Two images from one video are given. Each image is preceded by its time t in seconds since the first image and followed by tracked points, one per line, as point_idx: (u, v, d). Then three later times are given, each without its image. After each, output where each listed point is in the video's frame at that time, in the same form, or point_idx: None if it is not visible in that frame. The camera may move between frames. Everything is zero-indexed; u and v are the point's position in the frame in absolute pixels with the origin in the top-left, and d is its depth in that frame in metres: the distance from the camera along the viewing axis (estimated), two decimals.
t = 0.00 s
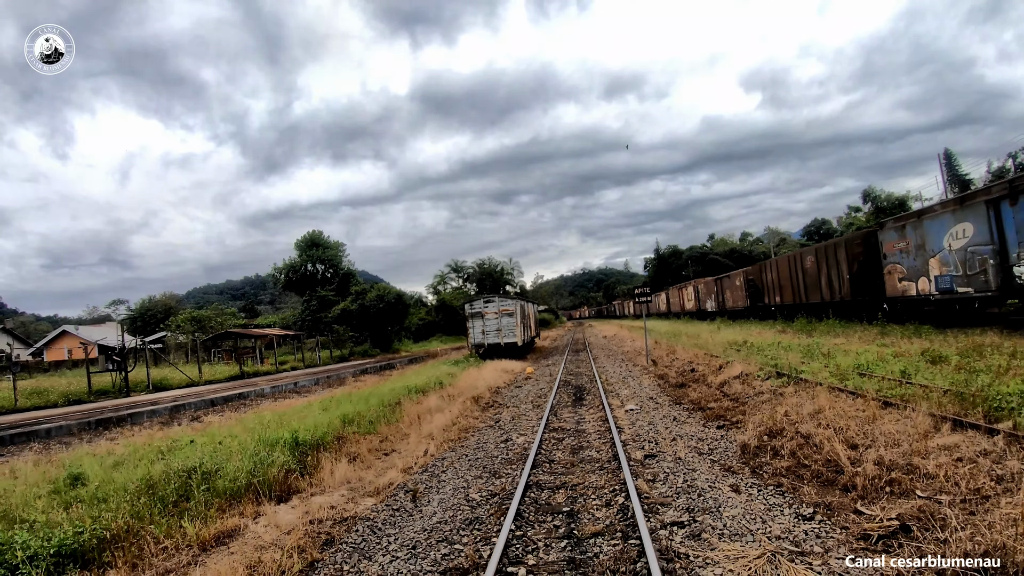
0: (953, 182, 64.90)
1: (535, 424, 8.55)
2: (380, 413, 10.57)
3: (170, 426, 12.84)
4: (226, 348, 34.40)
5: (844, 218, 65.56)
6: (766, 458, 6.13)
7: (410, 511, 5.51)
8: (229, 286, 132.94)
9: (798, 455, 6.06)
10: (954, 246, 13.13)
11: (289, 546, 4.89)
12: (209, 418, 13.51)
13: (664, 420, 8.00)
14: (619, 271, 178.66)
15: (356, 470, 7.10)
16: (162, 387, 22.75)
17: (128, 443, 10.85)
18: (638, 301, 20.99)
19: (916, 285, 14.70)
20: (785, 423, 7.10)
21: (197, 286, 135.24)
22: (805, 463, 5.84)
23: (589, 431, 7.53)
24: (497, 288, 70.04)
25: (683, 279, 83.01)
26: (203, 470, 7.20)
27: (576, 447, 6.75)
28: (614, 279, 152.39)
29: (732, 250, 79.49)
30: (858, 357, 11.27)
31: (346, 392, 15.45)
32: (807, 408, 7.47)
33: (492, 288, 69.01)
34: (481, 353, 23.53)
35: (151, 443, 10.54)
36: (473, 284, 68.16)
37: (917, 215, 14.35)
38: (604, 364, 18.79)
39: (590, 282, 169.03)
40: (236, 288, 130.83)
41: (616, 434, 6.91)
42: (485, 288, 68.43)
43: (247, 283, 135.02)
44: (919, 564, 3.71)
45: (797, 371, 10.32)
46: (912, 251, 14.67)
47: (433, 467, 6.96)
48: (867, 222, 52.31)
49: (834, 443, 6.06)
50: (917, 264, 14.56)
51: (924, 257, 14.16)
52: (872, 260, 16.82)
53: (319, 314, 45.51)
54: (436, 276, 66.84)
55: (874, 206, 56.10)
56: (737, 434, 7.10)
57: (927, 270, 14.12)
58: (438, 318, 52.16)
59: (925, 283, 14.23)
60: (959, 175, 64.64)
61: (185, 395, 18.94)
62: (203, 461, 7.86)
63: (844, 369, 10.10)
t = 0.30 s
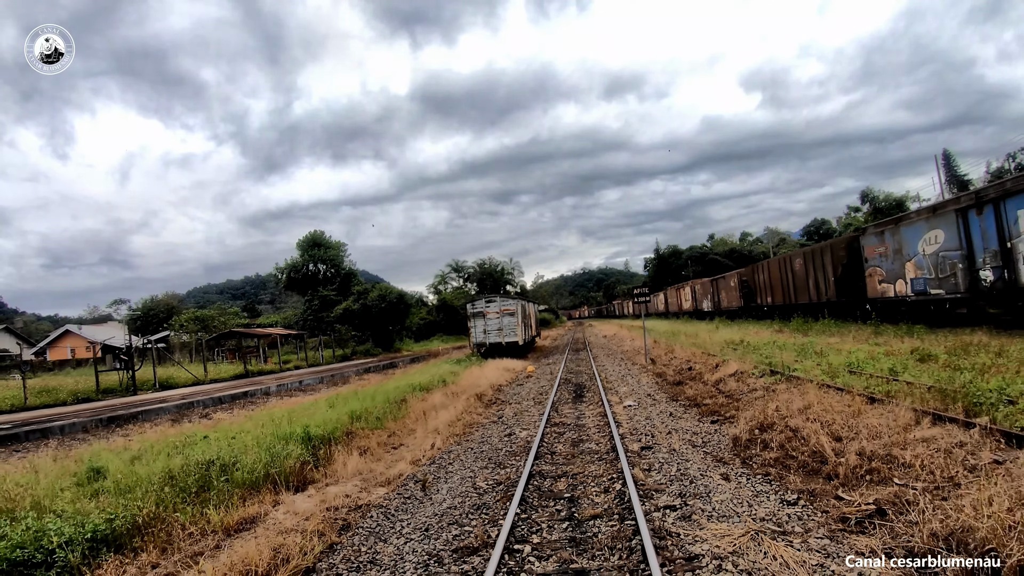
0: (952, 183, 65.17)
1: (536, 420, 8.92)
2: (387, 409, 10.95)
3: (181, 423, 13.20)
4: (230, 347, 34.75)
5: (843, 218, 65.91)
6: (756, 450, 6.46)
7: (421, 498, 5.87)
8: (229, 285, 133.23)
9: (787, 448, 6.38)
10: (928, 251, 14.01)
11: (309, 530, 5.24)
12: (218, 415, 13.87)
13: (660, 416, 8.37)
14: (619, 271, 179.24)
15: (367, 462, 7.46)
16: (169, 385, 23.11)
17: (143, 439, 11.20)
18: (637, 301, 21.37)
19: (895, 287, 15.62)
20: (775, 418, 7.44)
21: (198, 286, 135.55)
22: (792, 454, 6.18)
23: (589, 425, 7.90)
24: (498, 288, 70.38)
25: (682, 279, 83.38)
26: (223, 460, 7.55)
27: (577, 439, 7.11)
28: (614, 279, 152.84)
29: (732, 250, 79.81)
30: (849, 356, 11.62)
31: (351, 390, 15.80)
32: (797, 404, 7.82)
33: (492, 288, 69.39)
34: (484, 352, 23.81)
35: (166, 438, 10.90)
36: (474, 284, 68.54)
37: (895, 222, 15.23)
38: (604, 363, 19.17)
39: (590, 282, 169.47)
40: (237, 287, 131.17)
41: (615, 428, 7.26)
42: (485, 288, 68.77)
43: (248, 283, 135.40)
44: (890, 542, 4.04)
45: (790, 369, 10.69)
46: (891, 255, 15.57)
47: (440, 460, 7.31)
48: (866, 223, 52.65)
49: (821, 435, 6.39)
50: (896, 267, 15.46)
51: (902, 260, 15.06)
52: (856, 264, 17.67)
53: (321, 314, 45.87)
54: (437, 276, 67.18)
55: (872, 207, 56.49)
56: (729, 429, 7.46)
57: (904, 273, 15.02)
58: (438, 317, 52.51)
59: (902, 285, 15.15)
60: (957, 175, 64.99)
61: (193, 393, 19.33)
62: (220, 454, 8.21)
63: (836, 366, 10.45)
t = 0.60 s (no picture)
0: (950, 184, 65.48)
1: (538, 415, 9.28)
2: (393, 406, 11.30)
3: (191, 419, 13.54)
4: (233, 346, 35.14)
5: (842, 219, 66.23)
6: (747, 443, 6.81)
7: (431, 487, 6.23)
8: (230, 284, 133.66)
9: (776, 440, 6.73)
10: (905, 256, 14.87)
11: (327, 516, 5.59)
12: (227, 412, 14.21)
13: (657, 412, 8.73)
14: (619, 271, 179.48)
15: (377, 455, 7.81)
16: (175, 384, 23.49)
17: (155, 434, 11.55)
18: (636, 301, 21.73)
19: (876, 289, 16.54)
20: (767, 413, 7.78)
21: (199, 286, 135.91)
22: (781, 446, 6.53)
23: (588, 420, 8.27)
24: (499, 288, 70.73)
25: (682, 279, 83.74)
26: (239, 452, 7.87)
27: (577, 433, 7.47)
28: (614, 279, 153.14)
29: (732, 250, 80.13)
30: (841, 355, 11.95)
31: (356, 388, 16.15)
32: (787, 400, 8.18)
33: (493, 287, 69.76)
34: (485, 351, 24.19)
35: (179, 433, 11.25)
36: (474, 284, 68.93)
37: (876, 227, 16.11)
38: (604, 361, 19.53)
39: (590, 282, 169.83)
40: (238, 287, 131.49)
41: (613, 423, 7.62)
42: (486, 288, 69.14)
43: (249, 282, 135.83)
44: (866, 523, 4.38)
45: (783, 367, 11.06)
46: (872, 258, 16.47)
47: (447, 453, 7.67)
48: (864, 223, 52.97)
49: (808, 427, 6.74)
50: (876, 270, 16.36)
51: (881, 264, 15.96)
52: (841, 269, 18.74)
53: (323, 314, 46.24)
54: (437, 276, 67.52)
55: (870, 207, 56.83)
56: (723, 424, 7.81)
57: (884, 276, 15.93)
58: (439, 317, 52.84)
59: (882, 287, 16.05)
60: (956, 176, 65.35)
61: (200, 391, 19.68)
62: (235, 447, 8.54)
63: (827, 365, 10.79)
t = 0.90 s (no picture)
0: (948, 184, 65.85)
1: (540, 411, 9.65)
2: (398, 403, 11.65)
3: (201, 415, 13.88)
4: (237, 345, 35.50)
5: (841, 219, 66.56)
6: (738, 436, 7.17)
7: (439, 477, 6.58)
8: (231, 284, 133.95)
9: (765, 433, 7.08)
10: (884, 260, 15.78)
11: (343, 502, 5.94)
12: (235, 409, 14.54)
13: (654, 408, 9.09)
14: (619, 271, 180.00)
15: (386, 449, 8.17)
16: (181, 382, 23.85)
17: (168, 430, 11.89)
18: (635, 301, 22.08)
19: (858, 291, 17.45)
20: (758, 408, 8.14)
21: (200, 285, 136.35)
22: (770, 439, 6.88)
23: (588, 416, 8.63)
24: (499, 288, 71.15)
25: (681, 279, 84.13)
26: (254, 445, 8.18)
27: (576, 427, 7.85)
28: (614, 279, 153.56)
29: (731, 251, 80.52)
30: (834, 354, 12.27)
31: (360, 386, 16.49)
32: (778, 396, 8.55)
33: (494, 287, 70.15)
34: (486, 350, 24.58)
35: (191, 429, 11.58)
36: (475, 284, 69.33)
37: (857, 233, 17.01)
38: (603, 361, 19.88)
39: (590, 282, 170.25)
40: (239, 286, 132.12)
41: (611, 418, 7.99)
42: (486, 288, 69.52)
43: (250, 282, 136.21)
44: (843, 506, 4.71)
45: (776, 365, 11.43)
46: (854, 262, 17.37)
47: (453, 446, 8.03)
48: (862, 224, 53.31)
49: (796, 421, 7.09)
50: (858, 273, 17.25)
51: (862, 267, 16.85)
52: (827, 272, 19.55)
53: (325, 313, 46.59)
54: (438, 276, 67.92)
55: (869, 208, 57.17)
56: (716, 419, 8.16)
57: (865, 278, 16.83)
58: (439, 317, 53.17)
59: (864, 289, 16.94)
60: (954, 177, 65.76)
61: (207, 389, 20.03)
62: (249, 441, 8.87)
63: (819, 364, 11.13)
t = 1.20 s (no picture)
0: (946, 184, 66.21)
1: (541, 407, 10.01)
2: (404, 400, 12.01)
3: (210, 412, 14.23)
4: (240, 345, 35.85)
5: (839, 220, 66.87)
6: (730, 431, 7.51)
7: (446, 469, 6.92)
8: (232, 284, 134.41)
9: (756, 427, 7.43)
10: (865, 263, 16.80)
11: (357, 491, 6.29)
12: (243, 406, 14.90)
13: (652, 403, 9.46)
14: (618, 271, 180.23)
15: (395, 443, 8.53)
16: (187, 382, 24.23)
17: (180, 425, 12.23)
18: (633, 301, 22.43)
19: (843, 292, 18.43)
20: (751, 404, 8.49)
21: (201, 285, 136.61)
22: (761, 432, 7.23)
23: (587, 411, 9.00)
24: (499, 288, 71.44)
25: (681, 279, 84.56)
26: (268, 440, 8.49)
27: (577, 422, 8.19)
28: (613, 279, 153.94)
29: (730, 251, 80.85)
30: (827, 352, 12.59)
31: (365, 384, 16.84)
32: (770, 392, 8.91)
33: (494, 287, 70.50)
34: (487, 349, 24.99)
35: (202, 424, 11.92)
36: (475, 283, 69.70)
37: (841, 238, 17.95)
38: (603, 360, 20.22)
39: (589, 282, 170.62)
40: (239, 286, 132.48)
41: (610, 413, 8.35)
42: (486, 288, 69.85)
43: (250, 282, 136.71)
44: (825, 491, 5.05)
45: (770, 364, 11.78)
46: (839, 264, 18.38)
47: (458, 441, 8.37)
48: (860, 224, 53.68)
49: (786, 415, 7.43)
50: (842, 275, 18.27)
51: (847, 270, 17.86)
52: (815, 274, 20.40)
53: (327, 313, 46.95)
54: (438, 276, 68.25)
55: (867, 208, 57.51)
56: (711, 414, 8.51)
57: (849, 280, 17.82)
58: (440, 317, 53.61)
59: (848, 291, 17.94)
60: (952, 177, 66.09)
61: (213, 388, 20.39)
62: (261, 436, 9.19)
63: (812, 361, 11.46)
